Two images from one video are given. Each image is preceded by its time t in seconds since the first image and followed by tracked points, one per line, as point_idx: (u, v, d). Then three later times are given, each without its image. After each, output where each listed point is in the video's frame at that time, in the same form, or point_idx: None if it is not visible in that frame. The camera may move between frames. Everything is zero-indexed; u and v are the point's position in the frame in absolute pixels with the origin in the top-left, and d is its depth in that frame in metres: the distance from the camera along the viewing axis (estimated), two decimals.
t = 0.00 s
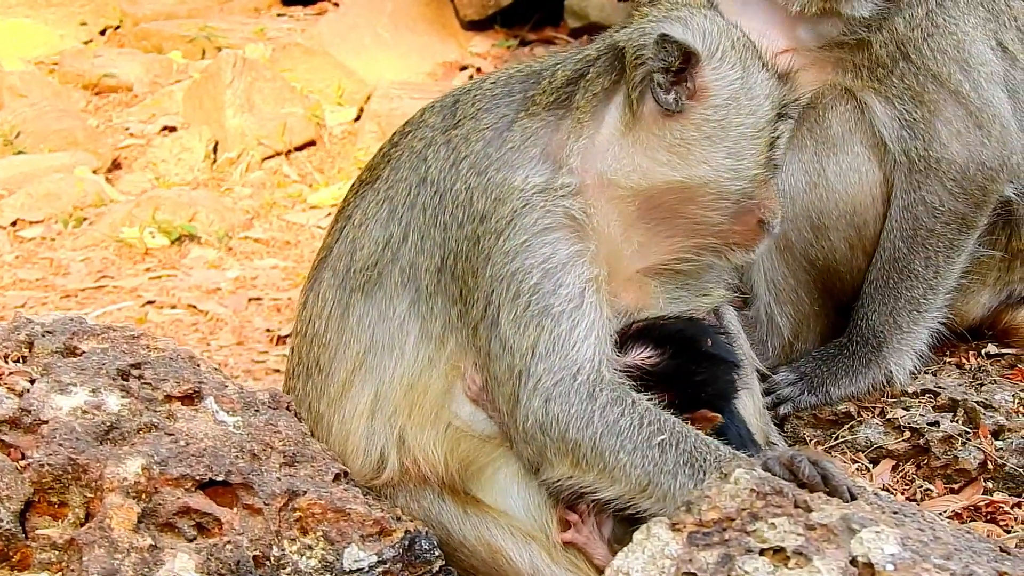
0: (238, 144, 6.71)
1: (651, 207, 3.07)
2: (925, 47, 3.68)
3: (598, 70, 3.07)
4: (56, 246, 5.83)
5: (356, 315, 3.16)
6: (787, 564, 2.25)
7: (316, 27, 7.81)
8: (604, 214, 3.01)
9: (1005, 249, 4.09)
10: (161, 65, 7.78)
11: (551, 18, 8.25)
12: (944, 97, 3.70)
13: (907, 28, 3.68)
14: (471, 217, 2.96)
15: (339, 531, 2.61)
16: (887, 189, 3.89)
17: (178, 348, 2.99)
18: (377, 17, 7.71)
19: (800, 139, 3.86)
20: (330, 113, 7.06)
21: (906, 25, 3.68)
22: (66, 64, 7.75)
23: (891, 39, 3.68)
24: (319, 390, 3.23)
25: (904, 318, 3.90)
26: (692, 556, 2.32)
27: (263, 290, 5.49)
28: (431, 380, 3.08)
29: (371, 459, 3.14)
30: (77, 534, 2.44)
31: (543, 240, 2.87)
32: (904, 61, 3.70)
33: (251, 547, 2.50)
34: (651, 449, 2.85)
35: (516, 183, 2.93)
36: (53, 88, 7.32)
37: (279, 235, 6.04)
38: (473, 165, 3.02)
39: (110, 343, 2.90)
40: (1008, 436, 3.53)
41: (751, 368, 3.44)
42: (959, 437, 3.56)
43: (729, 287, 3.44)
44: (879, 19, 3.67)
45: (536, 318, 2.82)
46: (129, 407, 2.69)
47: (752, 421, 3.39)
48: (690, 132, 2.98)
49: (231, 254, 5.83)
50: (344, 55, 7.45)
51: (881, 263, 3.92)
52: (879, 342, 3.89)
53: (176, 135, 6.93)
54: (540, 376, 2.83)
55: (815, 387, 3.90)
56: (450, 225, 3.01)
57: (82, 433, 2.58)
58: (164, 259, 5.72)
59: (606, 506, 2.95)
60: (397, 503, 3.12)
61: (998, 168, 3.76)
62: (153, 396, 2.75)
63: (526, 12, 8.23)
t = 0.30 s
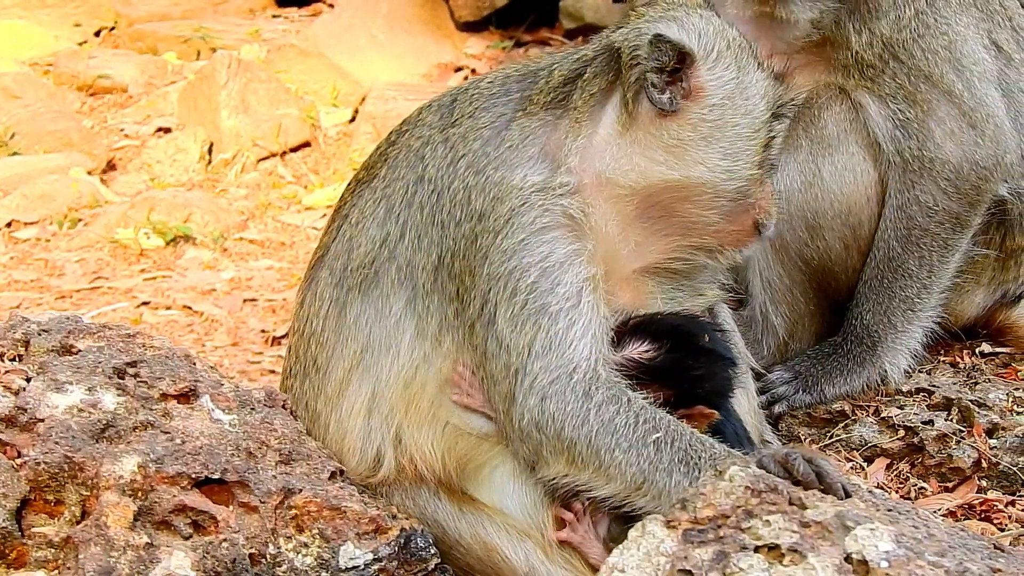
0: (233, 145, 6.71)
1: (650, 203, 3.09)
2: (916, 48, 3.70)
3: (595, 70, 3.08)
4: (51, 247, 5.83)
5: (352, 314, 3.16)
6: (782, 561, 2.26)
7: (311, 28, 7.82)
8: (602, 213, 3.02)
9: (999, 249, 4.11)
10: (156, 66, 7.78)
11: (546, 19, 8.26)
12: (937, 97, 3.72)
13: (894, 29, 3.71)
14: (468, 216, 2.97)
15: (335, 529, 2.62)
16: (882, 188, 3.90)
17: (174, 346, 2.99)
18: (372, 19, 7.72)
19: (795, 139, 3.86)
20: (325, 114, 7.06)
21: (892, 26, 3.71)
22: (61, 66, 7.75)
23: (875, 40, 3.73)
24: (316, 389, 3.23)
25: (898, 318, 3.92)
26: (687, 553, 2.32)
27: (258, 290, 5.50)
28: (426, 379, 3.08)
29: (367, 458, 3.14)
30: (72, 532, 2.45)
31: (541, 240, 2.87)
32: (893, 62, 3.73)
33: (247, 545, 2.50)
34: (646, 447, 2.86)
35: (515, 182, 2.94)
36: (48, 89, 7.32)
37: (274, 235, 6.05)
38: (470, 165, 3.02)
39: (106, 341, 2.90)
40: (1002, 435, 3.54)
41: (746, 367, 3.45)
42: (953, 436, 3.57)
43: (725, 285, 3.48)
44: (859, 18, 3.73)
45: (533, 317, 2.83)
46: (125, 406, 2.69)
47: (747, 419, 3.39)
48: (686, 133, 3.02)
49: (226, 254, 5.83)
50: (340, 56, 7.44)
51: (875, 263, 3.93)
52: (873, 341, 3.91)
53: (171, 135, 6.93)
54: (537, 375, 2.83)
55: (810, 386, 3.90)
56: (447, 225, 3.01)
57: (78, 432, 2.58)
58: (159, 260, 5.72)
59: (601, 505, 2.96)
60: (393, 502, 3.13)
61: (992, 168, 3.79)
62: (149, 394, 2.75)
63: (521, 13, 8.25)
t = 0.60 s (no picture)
0: (228, 145, 6.70)
1: (645, 207, 3.11)
2: (908, 50, 3.73)
3: (582, 73, 3.09)
4: (46, 246, 5.82)
5: (349, 313, 3.17)
6: (778, 559, 2.27)
7: (306, 28, 7.82)
8: (597, 215, 3.03)
9: (995, 248, 4.12)
10: (151, 66, 7.77)
11: (540, 20, 8.27)
12: (931, 98, 3.74)
13: (883, 32, 3.74)
14: (463, 218, 2.97)
15: (331, 526, 2.62)
16: (877, 188, 3.91)
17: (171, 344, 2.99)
18: (367, 19, 7.72)
19: (790, 139, 3.88)
20: (320, 114, 7.07)
21: (880, 28, 3.74)
22: (56, 66, 7.74)
23: (862, 44, 3.77)
24: (312, 387, 3.23)
25: (893, 318, 3.92)
26: (682, 550, 2.33)
27: (253, 290, 5.49)
28: (422, 378, 3.09)
29: (363, 455, 3.14)
30: (69, 528, 2.44)
31: (536, 241, 2.88)
32: (885, 63, 3.76)
33: (243, 542, 2.51)
34: (642, 446, 2.86)
35: (508, 185, 2.94)
36: (43, 89, 7.31)
37: (269, 235, 6.05)
38: (464, 166, 3.02)
39: (103, 339, 2.89)
40: (997, 434, 3.55)
41: (742, 366, 3.45)
42: (948, 436, 3.58)
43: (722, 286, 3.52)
44: (844, 20, 3.76)
45: (529, 317, 2.83)
46: (122, 403, 2.69)
47: (743, 418, 3.40)
48: (670, 138, 3.01)
49: (221, 254, 5.83)
50: (335, 58, 7.47)
51: (870, 263, 3.94)
52: (868, 341, 3.91)
53: (166, 135, 6.93)
54: (533, 375, 2.84)
55: (805, 386, 3.90)
56: (443, 225, 3.02)
57: (75, 429, 2.58)
58: (154, 260, 5.72)
59: (598, 503, 2.97)
60: (389, 500, 3.12)
61: (986, 168, 3.80)
62: (146, 392, 2.76)
63: (516, 14, 8.25)
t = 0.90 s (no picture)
0: (225, 145, 6.71)
1: (639, 212, 3.13)
2: (903, 50, 3.76)
3: (574, 74, 3.09)
4: (43, 246, 5.82)
5: (346, 313, 3.18)
6: (774, 558, 2.28)
7: (303, 28, 7.82)
8: (594, 216, 3.05)
9: (991, 248, 4.13)
10: (149, 67, 7.77)
11: (536, 21, 8.28)
12: (927, 98, 3.77)
13: (879, 32, 3.77)
14: (460, 219, 2.98)
15: (328, 526, 2.62)
16: (873, 188, 3.92)
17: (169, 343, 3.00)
18: (364, 20, 7.72)
19: (787, 139, 3.87)
20: (317, 115, 7.07)
21: (874, 29, 3.77)
22: (53, 66, 7.73)
23: (856, 45, 3.79)
24: (309, 387, 3.24)
25: (889, 317, 3.94)
26: (678, 549, 2.34)
27: (250, 290, 5.50)
28: (419, 378, 3.09)
29: (360, 454, 3.15)
30: (68, 527, 2.45)
31: (533, 242, 2.89)
32: (880, 62, 3.79)
33: (241, 541, 2.51)
34: (639, 446, 2.87)
35: (504, 188, 2.94)
36: (41, 90, 7.30)
37: (266, 236, 6.05)
38: (460, 167, 3.03)
39: (101, 338, 2.90)
40: (993, 434, 3.56)
41: (739, 366, 3.46)
42: (944, 435, 3.58)
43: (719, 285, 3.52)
44: (837, 22, 3.78)
45: (526, 317, 2.84)
46: (120, 402, 2.70)
47: (739, 417, 3.40)
48: (663, 141, 3.03)
49: (218, 254, 5.83)
50: (332, 57, 7.45)
51: (867, 262, 3.95)
52: (865, 340, 3.92)
53: (164, 136, 6.93)
54: (530, 375, 2.85)
55: (802, 385, 3.91)
56: (440, 226, 3.03)
57: (73, 428, 2.59)
58: (151, 260, 5.72)
59: (595, 502, 2.97)
60: (386, 499, 3.13)
61: (982, 167, 3.82)
62: (144, 390, 2.76)
63: (512, 15, 8.26)
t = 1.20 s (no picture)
0: (224, 146, 6.72)
1: (636, 213, 3.12)
2: (895, 53, 3.76)
3: (569, 76, 3.10)
4: (42, 248, 5.83)
5: (343, 314, 3.18)
6: (768, 559, 2.28)
7: (301, 28, 7.83)
8: (591, 217, 3.04)
9: (987, 249, 4.13)
10: (147, 68, 7.77)
11: (535, 22, 8.29)
12: (921, 99, 3.77)
13: (873, 34, 3.76)
14: (457, 221, 2.98)
15: (323, 528, 2.62)
16: (868, 189, 3.92)
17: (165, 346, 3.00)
18: (362, 20, 7.72)
19: (782, 141, 3.86)
20: (316, 115, 7.07)
21: (866, 32, 3.77)
22: (52, 67, 7.74)
23: (848, 48, 3.79)
24: (306, 388, 3.24)
25: (885, 318, 3.94)
26: (673, 551, 2.33)
27: (249, 291, 5.50)
28: (416, 379, 3.10)
29: (356, 456, 3.16)
30: (62, 530, 2.46)
31: (529, 244, 2.89)
32: (873, 64, 3.79)
33: (236, 543, 2.52)
34: (634, 447, 2.88)
35: (500, 189, 2.94)
36: (39, 91, 7.30)
37: (264, 237, 6.05)
38: (456, 169, 3.03)
39: (97, 341, 2.91)
40: (989, 434, 3.56)
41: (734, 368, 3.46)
42: (940, 436, 3.59)
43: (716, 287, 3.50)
44: (829, 26, 3.78)
45: (522, 319, 2.85)
46: (115, 405, 2.70)
47: (736, 419, 3.41)
48: (656, 142, 3.03)
49: (217, 256, 5.84)
50: (331, 57, 7.45)
51: (863, 263, 3.96)
52: (860, 341, 3.92)
53: (162, 137, 6.94)
54: (525, 377, 2.86)
55: (797, 386, 3.92)
56: (437, 228, 3.03)
57: (68, 431, 2.59)
58: (150, 261, 5.73)
59: (590, 504, 2.98)
60: (382, 501, 3.12)
61: (976, 168, 3.83)
62: (139, 393, 2.77)
63: (511, 15, 8.27)
